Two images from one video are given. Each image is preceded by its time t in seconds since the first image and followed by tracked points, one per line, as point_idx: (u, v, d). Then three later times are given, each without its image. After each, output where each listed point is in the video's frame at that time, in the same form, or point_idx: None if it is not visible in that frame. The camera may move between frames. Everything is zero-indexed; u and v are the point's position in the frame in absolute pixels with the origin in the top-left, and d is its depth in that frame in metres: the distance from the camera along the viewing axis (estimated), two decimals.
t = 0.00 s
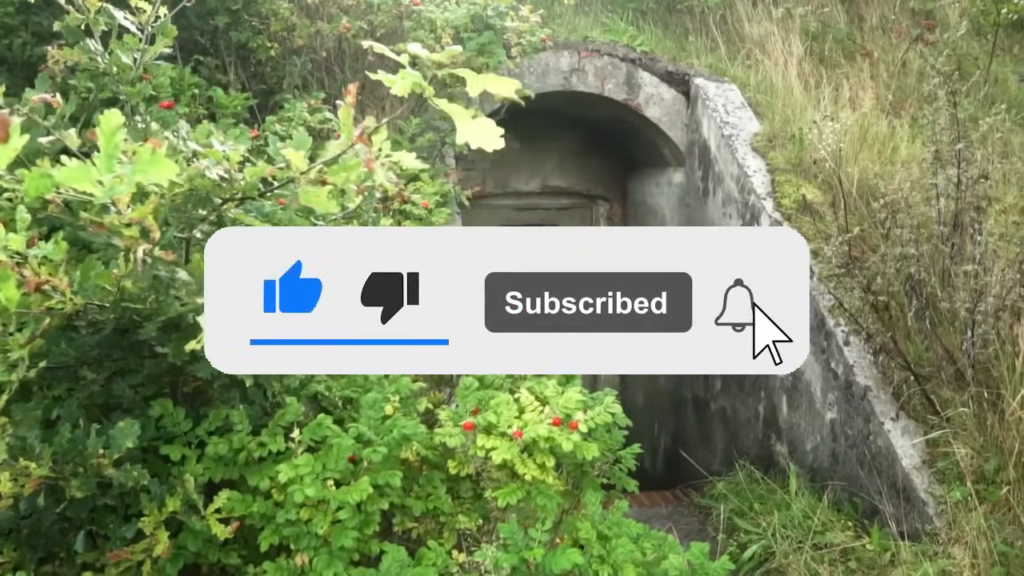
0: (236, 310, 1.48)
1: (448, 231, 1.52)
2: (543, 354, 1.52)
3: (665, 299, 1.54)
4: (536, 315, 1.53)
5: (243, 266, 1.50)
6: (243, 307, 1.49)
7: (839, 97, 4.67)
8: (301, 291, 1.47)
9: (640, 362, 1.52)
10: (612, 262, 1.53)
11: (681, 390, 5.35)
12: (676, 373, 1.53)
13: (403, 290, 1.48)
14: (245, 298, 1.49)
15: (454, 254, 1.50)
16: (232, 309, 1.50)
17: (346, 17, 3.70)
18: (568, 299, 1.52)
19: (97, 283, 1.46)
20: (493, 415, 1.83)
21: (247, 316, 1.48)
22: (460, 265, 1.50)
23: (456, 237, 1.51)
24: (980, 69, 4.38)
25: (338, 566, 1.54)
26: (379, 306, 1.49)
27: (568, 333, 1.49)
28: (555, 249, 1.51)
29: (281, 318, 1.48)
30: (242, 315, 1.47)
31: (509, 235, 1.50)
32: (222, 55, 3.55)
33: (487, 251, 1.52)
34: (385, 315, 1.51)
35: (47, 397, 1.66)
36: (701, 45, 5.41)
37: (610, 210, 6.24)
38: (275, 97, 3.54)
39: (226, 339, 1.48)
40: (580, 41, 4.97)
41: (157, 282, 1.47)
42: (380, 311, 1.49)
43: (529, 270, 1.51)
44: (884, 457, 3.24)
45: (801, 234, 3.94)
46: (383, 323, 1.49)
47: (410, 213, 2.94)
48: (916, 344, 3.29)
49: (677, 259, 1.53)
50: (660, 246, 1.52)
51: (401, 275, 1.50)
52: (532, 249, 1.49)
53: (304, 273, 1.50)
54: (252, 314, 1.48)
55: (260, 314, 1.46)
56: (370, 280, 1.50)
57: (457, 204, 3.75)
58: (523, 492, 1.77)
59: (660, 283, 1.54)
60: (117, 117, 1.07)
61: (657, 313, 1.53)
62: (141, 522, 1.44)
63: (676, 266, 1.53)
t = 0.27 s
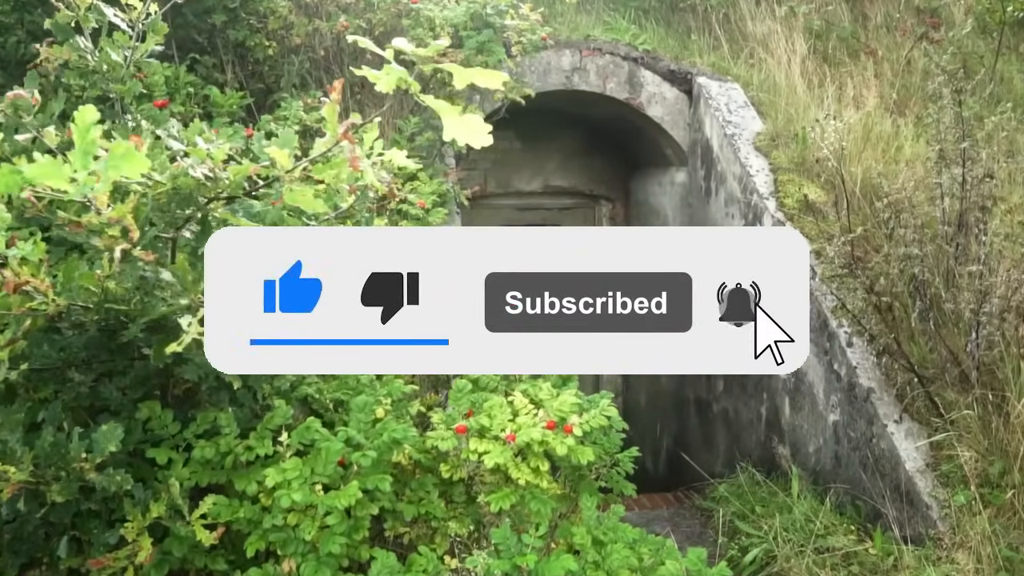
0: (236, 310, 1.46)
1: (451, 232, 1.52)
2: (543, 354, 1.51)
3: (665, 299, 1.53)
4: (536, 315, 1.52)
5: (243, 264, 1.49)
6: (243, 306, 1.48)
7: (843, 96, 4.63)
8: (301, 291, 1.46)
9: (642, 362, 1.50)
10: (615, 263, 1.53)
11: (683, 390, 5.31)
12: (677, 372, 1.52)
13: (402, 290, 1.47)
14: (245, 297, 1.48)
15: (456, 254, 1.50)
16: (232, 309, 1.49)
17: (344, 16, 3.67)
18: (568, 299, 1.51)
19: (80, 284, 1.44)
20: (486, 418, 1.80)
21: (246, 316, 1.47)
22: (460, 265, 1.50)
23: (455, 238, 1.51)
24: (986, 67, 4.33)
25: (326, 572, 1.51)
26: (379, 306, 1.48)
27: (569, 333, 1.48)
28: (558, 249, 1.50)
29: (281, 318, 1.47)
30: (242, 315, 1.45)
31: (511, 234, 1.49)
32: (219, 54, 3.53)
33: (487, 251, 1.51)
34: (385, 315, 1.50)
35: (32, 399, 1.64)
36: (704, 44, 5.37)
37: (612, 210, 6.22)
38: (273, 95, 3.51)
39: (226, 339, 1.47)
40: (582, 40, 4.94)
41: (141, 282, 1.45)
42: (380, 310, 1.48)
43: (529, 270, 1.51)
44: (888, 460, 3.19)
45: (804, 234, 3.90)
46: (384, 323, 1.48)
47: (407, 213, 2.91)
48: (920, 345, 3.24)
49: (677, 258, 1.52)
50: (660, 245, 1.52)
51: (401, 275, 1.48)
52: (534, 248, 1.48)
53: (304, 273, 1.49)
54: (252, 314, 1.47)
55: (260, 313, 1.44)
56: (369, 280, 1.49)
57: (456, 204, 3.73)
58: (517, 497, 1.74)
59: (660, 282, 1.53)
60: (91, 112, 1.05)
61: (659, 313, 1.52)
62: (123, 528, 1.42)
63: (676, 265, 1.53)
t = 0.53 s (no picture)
0: (237, 309, 1.49)
1: (452, 231, 1.52)
2: (542, 353, 1.52)
3: (665, 299, 1.54)
4: (536, 315, 1.53)
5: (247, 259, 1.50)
6: (243, 306, 1.51)
7: (846, 94, 4.59)
8: (300, 291, 1.48)
9: (643, 363, 1.51)
10: (618, 263, 1.53)
11: (685, 391, 5.26)
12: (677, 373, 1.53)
13: (402, 290, 1.48)
14: (246, 298, 1.50)
15: (457, 253, 1.50)
16: (232, 309, 1.51)
17: (342, 14, 3.64)
18: (568, 299, 1.51)
19: (59, 284, 1.41)
20: (479, 421, 1.77)
21: (246, 316, 1.50)
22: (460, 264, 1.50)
23: (455, 237, 1.52)
24: (990, 65, 4.29)
25: None
26: (378, 306, 1.49)
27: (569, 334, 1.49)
28: (561, 248, 1.51)
29: (281, 318, 1.49)
30: (243, 314, 1.48)
31: (513, 234, 1.49)
32: (216, 52, 3.50)
33: (488, 251, 1.51)
34: (385, 316, 1.51)
35: (15, 402, 1.61)
36: (706, 42, 5.32)
37: (614, 210, 6.19)
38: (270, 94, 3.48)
39: (226, 339, 1.51)
40: (583, 38, 4.90)
41: (125, 284, 1.42)
42: (380, 310, 1.49)
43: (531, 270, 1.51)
44: (890, 462, 3.15)
45: (806, 233, 3.86)
46: (383, 323, 1.49)
47: (403, 213, 2.88)
48: (923, 346, 3.20)
49: (677, 259, 1.53)
50: (660, 245, 1.52)
51: (400, 275, 1.49)
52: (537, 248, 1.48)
53: (304, 273, 1.51)
54: (253, 313, 1.49)
55: (260, 313, 1.47)
56: (369, 280, 1.50)
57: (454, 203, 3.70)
58: (510, 502, 1.71)
59: (660, 282, 1.54)
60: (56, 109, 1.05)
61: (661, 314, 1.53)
62: (106, 534, 1.40)
63: (679, 267, 1.54)
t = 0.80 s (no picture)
0: (236, 310, 1.54)
1: (453, 232, 1.57)
2: (542, 351, 1.58)
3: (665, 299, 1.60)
4: (536, 315, 1.59)
5: (249, 259, 1.54)
6: (243, 305, 1.56)
7: (849, 92, 4.55)
8: (300, 290, 1.52)
9: (642, 362, 1.57)
10: (620, 263, 1.59)
11: (686, 392, 5.22)
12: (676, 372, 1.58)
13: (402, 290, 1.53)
14: (246, 298, 1.55)
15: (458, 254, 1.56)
16: (229, 311, 1.56)
17: (339, 11, 3.60)
18: (568, 299, 1.57)
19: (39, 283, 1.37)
20: (470, 424, 1.74)
21: (245, 316, 1.54)
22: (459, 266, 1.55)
23: (455, 238, 1.57)
24: (995, 63, 4.24)
25: None
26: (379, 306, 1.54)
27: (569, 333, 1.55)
28: (563, 249, 1.56)
29: (281, 318, 1.54)
30: (244, 314, 1.52)
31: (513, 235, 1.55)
32: (211, 50, 3.46)
33: (489, 252, 1.57)
34: (385, 315, 1.57)
35: None
36: (707, 40, 5.28)
37: (615, 209, 6.15)
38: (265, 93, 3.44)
39: (226, 338, 1.55)
40: (584, 37, 4.86)
41: (108, 284, 1.40)
42: (381, 310, 1.55)
43: (533, 270, 1.57)
44: (893, 465, 3.10)
45: (808, 233, 3.81)
46: (384, 323, 1.54)
47: (398, 212, 2.84)
48: (926, 347, 3.16)
49: (678, 261, 1.59)
50: (663, 248, 1.58)
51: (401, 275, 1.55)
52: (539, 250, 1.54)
53: (304, 273, 1.55)
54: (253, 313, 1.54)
55: (261, 313, 1.52)
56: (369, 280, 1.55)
57: (452, 202, 3.67)
58: (501, 507, 1.67)
59: (661, 283, 1.60)
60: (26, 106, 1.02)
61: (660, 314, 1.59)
62: (85, 540, 1.38)
63: (679, 267, 1.60)
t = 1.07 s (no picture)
0: (236, 309, 1.52)
1: (452, 232, 1.54)
2: (542, 352, 1.53)
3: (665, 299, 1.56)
4: (535, 315, 1.55)
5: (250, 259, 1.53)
6: (244, 306, 1.53)
7: (851, 91, 4.50)
8: (300, 290, 1.50)
9: (643, 363, 1.52)
10: (621, 263, 1.55)
11: (687, 393, 5.17)
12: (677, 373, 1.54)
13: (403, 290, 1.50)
14: (246, 298, 1.52)
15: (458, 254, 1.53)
16: (229, 311, 1.54)
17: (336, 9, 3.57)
18: (568, 299, 1.53)
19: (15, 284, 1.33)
20: (461, 428, 1.70)
21: (245, 315, 1.52)
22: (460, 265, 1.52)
23: (454, 238, 1.54)
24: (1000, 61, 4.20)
25: None
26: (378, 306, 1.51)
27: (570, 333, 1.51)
28: (564, 249, 1.52)
29: (281, 318, 1.51)
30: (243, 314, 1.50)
31: (514, 234, 1.51)
32: (206, 48, 3.43)
33: (488, 252, 1.54)
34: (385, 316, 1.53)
35: None
36: (709, 39, 5.24)
37: (617, 209, 6.11)
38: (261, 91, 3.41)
39: (225, 338, 1.52)
40: (584, 35, 4.83)
41: (89, 285, 1.36)
42: (380, 311, 1.51)
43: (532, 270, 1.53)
44: (895, 468, 3.06)
45: (810, 233, 3.77)
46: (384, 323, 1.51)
47: (393, 211, 2.81)
48: (929, 349, 3.13)
49: (678, 260, 1.55)
50: (663, 247, 1.54)
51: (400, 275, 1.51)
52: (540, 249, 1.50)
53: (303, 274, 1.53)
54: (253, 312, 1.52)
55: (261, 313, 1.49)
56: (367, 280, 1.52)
57: (449, 201, 3.66)
58: (492, 513, 1.64)
59: (661, 283, 1.56)
60: None
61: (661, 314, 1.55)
62: (63, 547, 1.36)
63: (679, 267, 1.56)
